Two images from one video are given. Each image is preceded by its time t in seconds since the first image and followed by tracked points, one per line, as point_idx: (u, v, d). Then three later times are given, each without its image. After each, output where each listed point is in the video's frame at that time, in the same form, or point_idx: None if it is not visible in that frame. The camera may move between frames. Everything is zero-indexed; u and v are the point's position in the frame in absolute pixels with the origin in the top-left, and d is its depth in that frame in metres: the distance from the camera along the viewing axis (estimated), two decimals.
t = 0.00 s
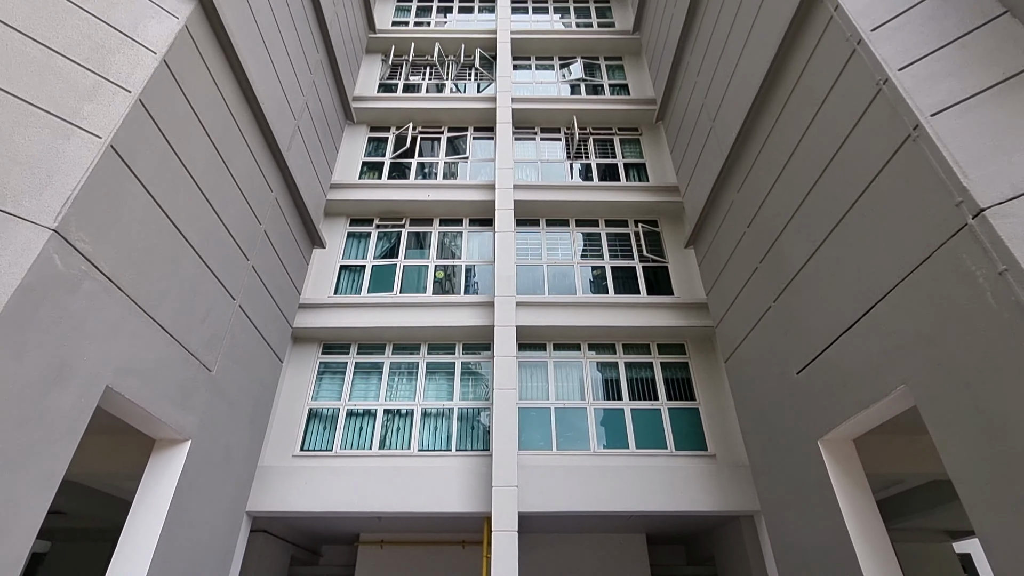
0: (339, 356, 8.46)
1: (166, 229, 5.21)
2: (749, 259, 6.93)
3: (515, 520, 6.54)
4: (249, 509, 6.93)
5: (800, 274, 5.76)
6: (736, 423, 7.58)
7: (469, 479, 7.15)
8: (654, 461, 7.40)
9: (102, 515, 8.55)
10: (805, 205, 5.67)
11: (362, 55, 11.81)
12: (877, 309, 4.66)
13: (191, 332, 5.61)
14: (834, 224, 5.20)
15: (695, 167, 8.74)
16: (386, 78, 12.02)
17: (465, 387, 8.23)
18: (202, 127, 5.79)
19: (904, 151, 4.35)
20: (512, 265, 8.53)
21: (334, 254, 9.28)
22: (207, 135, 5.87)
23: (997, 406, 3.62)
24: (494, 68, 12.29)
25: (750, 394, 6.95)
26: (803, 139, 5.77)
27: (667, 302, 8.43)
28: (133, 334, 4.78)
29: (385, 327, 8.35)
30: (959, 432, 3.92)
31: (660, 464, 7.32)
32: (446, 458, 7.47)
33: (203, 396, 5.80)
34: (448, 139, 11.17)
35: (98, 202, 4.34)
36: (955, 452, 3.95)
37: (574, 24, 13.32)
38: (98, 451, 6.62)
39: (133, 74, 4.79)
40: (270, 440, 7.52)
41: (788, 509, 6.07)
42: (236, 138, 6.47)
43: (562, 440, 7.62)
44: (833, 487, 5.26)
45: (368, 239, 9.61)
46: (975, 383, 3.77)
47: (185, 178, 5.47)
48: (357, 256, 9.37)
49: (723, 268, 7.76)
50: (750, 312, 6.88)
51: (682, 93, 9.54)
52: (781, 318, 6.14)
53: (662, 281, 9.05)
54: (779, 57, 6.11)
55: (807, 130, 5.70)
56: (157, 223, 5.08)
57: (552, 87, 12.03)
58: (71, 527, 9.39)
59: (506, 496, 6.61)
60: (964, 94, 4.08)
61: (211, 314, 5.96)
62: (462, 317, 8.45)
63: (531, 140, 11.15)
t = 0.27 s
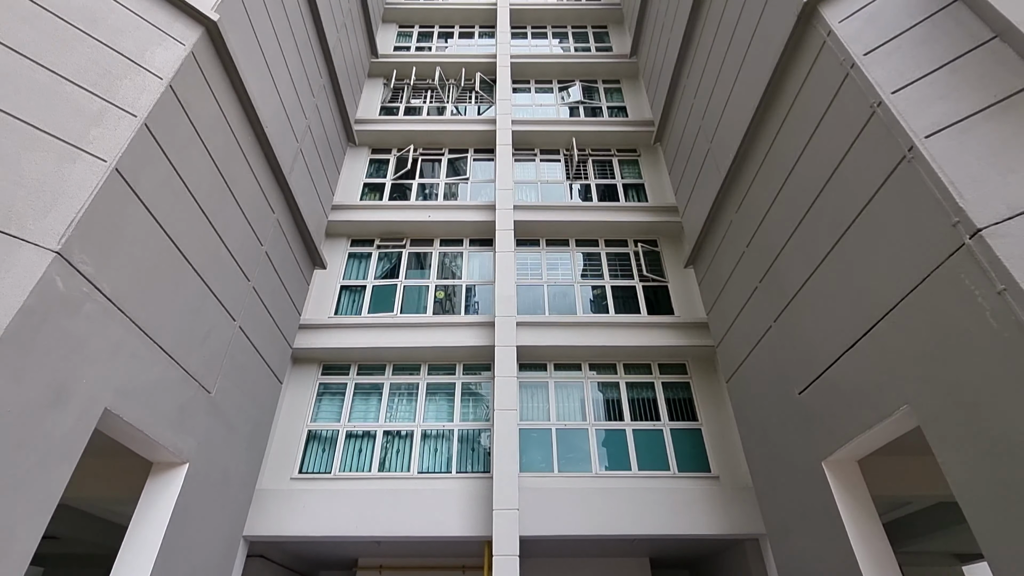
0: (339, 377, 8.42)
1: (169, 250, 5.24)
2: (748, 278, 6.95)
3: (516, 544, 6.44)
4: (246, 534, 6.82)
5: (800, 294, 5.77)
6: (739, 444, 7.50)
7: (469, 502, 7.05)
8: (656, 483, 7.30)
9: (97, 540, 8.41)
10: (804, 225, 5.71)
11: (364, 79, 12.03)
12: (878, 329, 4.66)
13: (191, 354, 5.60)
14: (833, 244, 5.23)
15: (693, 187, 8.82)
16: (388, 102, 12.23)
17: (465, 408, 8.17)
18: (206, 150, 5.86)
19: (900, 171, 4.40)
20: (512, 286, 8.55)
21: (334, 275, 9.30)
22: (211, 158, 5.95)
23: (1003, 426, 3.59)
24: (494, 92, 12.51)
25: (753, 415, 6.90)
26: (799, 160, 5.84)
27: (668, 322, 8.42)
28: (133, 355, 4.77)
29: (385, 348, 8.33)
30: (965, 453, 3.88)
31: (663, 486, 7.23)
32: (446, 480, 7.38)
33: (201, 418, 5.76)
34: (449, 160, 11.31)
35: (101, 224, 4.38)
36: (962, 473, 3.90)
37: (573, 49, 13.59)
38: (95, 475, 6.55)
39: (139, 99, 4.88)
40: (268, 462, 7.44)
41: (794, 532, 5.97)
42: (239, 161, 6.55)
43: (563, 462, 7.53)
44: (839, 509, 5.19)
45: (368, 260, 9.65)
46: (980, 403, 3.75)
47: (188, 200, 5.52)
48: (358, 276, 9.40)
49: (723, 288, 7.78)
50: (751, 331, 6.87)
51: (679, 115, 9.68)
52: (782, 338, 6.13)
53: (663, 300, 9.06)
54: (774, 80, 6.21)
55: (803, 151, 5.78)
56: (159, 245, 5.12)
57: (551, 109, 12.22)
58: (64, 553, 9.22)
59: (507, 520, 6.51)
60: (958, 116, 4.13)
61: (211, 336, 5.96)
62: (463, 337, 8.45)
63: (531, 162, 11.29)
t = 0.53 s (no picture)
0: (339, 389, 8.40)
1: (170, 263, 5.25)
2: (749, 289, 6.96)
3: (517, 558, 6.38)
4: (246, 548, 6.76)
5: (801, 305, 5.77)
6: (742, 456, 7.46)
7: (470, 516, 7.00)
8: (658, 496, 7.25)
9: (94, 555, 8.34)
10: (804, 237, 5.73)
11: (366, 93, 12.16)
12: (879, 340, 4.66)
13: (191, 366, 5.59)
14: (832, 256, 5.25)
15: (693, 199, 8.86)
16: (389, 115, 12.34)
17: (465, 420, 8.14)
18: (209, 163, 5.91)
19: (898, 184, 4.43)
20: (512, 297, 8.56)
21: (335, 287, 9.32)
22: (213, 171, 6.00)
23: (1007, 438, 3.57)
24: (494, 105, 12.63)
25: (755, 427, 6.87)
26: (798, 172, 5.88)
27: (668, 334, 8.42)
28: (134, 368, 4.76)
29: (386, 360, 8.32)
30: (969, 465, 3.86)
31: (666, 499, 7.17)
32: (447, 493, 7.32)
33: (201, 431, 5.74)
34: (449, 173, 11.38)
35: (104, 238, 4.40)
36: (966, 486, 3.88)
37: (572, 63, 13.74)
38: (94, 489, 6.51)
39: (143, 113, 4.93)
40: (268, 476, 7.39)
41: (798, 546, 5.91)
42: (242, 174, 6.60)
43: (565, 475, 7.48)
44: (843, 522, 5.15)
45: (369, 272, 9.67)
46: (984, 415, 3.73)
47: (190, 213, 5.55)
48: (358, 288, 9.42)
49: (724, 299, 7.79)
50: (752, 343, 6.87)
51: (678, 128, 9.76)
52: (784, 349, 6.12)
53: (663, 312, 9.06)
54: (772, 93, 6.27)
55: (802, 163, 5.82)
56: (161, 258, 5.13)
57: (551, 122, 12.33)
58: (62, 568, 9.14)
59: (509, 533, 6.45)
60: (955, 129, 4.16)
61: (212, 348, 5.95)
62: (463, 349, 8.44)
63: (531, 174, 11.36)
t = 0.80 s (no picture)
0: (339, 401, 8.36)
1: (171, 274, 5.26)
2: (749, 301, 6.96)
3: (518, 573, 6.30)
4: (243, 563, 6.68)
5: (801, 316, 5.77)
6: (744, 468, 7.41)
7: (470, 530, 6.94)
8: (660, 509, 7.18)
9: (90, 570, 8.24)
10: (803, 249, 5.75)
11: (367, 106, 12.26)
12: (880, 352, 4.65)
13: (191, 378, 5.57)
14: (832, 268, 5.27)
15: (692, 210, 8.90)
16: (390, 127, 12.44)
17: (465, 432, 8.09)
18: (210, 176, 5.94)
19: (896, 196, 4.46)
20: (512, 308, 8.56)
21: (335, 298, 9.32)
22: (215, 184, 6.03)
23: (1011, 451, 3.55)
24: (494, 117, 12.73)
25: (756, 439, 6.83)
26: (797, 185, 5.91)
27: (669, 345, 8.41)
28: (133, 380, 4.75)
29: (386, 371, 8.30)
30: (973, 478, 3.83)
31: (667, 512, 7.11)
32: (446, 506, 7.26)
33: (200, 444, 5.70)
34: (450, 185, 11.44)
35: (105, 250, 4.41)
36: (970, 499, 3.85)
37: (572, 76, 13.88)
38: (90, 502, 6.45)
39: (146, 126, 4.97)
40: (266, 488, 7.33)
41: (801, 560, 5.85)
42: (243, 186, 6.63)
43: (565, 487, 7.42)
44: (847, 536, 5.10)
45: (369, 283, 9.68)
46: (987, 428, 3.72)
47: (191, 225, 5.57)
48: (359, 299, 9.42)
49: (724, 311, 7.79)
50: (753, 354, 6.85)
51: (677, 140, 9.83)
52: (784, 360, 6.11)
53: (664, 323, 9.05)
54: (770, 106, 6.33)
55: (800, 176, 5.85)
56: (162, 269, 5.14)
57: (551, 134, 12.42)
58: None
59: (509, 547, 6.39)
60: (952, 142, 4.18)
61: (212, 359, 5.94)
62: (463, 361, 8.43)
63: (531, 186, 11.42)
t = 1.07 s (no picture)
0: (338, 415, 8.32)
1: (171, 287, 5.27)
2: (749, 314, 6.97)
3: None
4: None
5: (801, 330, 5.77)
6: (745, 483, 7.35)
7: (470, 546, 6.87)
8: (661, 524, 7.11)
9: None
10: (802, 263, 5.77)
11: (368, 120, 12.38)
12: (881, 366, 4.65)
13: (189, 392, 5.55)
14: (831, 281, 5.29)
15: (691, 224, 8.94)
16: (391, 141, 12.54)
17: (465, 446, 8.03)
18: (212, 190, 5.98)
19: (894, 211, 4.49)
20: (512, 321, 8.57)
21: (335, 311, 9.31)
22: (217, 197, 6.06)
23: (1014, 466, 3.53)
24: (494, 132, 12.85)
25: (758, 453, 6.79)
26: (795, 199, 5.96)
27: (669, 359, 8.39)
28: (132, 394, 4.73)
29: (385, 385, 8.27)
30: (976, 494, 3.80)
31: (669, 528, 7.04)
32: (446, 522, 7.19)
33: (198, 458, 5.66)
34: (450, 198, 11.51)
35: (107, 263, 4.42)
36: (975, 515, 3.82)
37: (571, 91, 14.03)
38: (86, 517, 6.38)
39: (149, 140, 5.01)
40: (264, 503, 7.26)
41: None
42: (244, 199, 6.67)
43: (566, 503, 7.36)
44: (850, 553, 5.05)
45: (369, 296, 9.69)
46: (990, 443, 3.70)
47: (192, 238, 5.59)
48: (359, 312, 9.42)
49: (724, 324, 7.79)
50: (753, 368, 6.84)
51: (676, 154, 9.90)
52: (785, 374, 6.10)
53: (664, 336, 9.04)
54: (768, 121, 6.40)
55: (799, 190, 5.90)
56: (162, 282, 5.15)
57: (551, 148, 12.52)
58: None
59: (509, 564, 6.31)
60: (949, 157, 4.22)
61: (211, 373, 5.92)
62: (463, 374, 8.41)
63: (531, 199, 11.49)
